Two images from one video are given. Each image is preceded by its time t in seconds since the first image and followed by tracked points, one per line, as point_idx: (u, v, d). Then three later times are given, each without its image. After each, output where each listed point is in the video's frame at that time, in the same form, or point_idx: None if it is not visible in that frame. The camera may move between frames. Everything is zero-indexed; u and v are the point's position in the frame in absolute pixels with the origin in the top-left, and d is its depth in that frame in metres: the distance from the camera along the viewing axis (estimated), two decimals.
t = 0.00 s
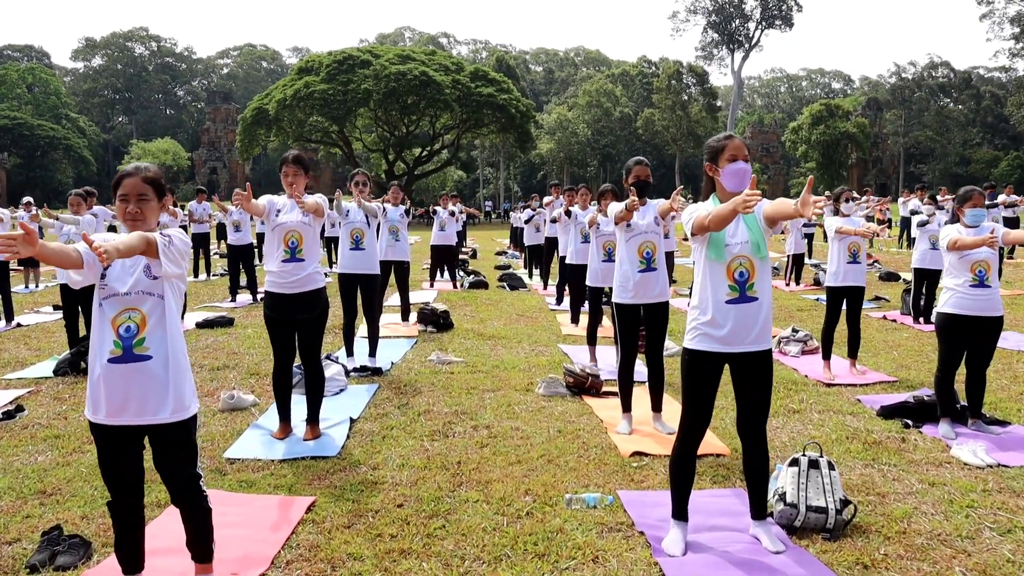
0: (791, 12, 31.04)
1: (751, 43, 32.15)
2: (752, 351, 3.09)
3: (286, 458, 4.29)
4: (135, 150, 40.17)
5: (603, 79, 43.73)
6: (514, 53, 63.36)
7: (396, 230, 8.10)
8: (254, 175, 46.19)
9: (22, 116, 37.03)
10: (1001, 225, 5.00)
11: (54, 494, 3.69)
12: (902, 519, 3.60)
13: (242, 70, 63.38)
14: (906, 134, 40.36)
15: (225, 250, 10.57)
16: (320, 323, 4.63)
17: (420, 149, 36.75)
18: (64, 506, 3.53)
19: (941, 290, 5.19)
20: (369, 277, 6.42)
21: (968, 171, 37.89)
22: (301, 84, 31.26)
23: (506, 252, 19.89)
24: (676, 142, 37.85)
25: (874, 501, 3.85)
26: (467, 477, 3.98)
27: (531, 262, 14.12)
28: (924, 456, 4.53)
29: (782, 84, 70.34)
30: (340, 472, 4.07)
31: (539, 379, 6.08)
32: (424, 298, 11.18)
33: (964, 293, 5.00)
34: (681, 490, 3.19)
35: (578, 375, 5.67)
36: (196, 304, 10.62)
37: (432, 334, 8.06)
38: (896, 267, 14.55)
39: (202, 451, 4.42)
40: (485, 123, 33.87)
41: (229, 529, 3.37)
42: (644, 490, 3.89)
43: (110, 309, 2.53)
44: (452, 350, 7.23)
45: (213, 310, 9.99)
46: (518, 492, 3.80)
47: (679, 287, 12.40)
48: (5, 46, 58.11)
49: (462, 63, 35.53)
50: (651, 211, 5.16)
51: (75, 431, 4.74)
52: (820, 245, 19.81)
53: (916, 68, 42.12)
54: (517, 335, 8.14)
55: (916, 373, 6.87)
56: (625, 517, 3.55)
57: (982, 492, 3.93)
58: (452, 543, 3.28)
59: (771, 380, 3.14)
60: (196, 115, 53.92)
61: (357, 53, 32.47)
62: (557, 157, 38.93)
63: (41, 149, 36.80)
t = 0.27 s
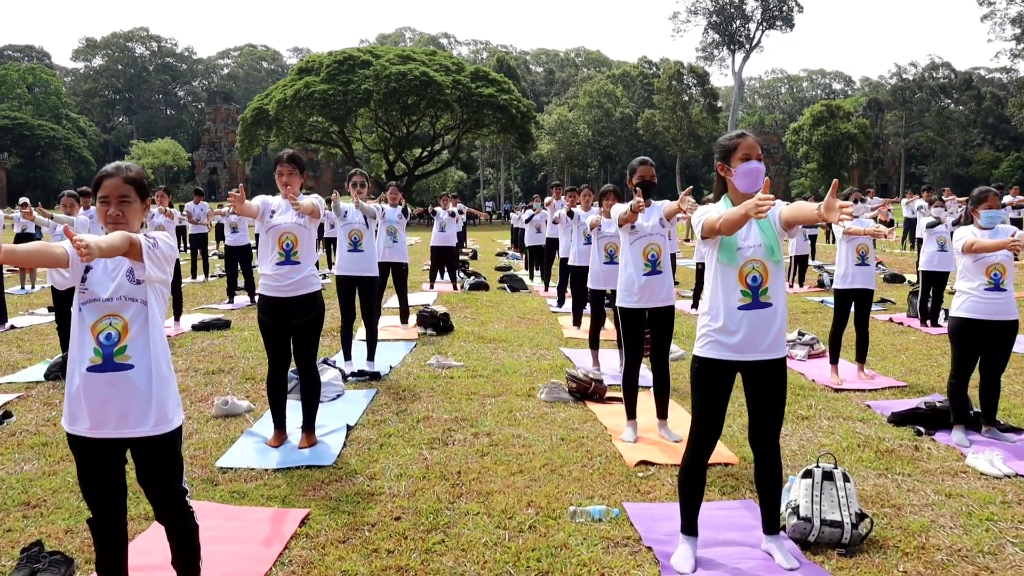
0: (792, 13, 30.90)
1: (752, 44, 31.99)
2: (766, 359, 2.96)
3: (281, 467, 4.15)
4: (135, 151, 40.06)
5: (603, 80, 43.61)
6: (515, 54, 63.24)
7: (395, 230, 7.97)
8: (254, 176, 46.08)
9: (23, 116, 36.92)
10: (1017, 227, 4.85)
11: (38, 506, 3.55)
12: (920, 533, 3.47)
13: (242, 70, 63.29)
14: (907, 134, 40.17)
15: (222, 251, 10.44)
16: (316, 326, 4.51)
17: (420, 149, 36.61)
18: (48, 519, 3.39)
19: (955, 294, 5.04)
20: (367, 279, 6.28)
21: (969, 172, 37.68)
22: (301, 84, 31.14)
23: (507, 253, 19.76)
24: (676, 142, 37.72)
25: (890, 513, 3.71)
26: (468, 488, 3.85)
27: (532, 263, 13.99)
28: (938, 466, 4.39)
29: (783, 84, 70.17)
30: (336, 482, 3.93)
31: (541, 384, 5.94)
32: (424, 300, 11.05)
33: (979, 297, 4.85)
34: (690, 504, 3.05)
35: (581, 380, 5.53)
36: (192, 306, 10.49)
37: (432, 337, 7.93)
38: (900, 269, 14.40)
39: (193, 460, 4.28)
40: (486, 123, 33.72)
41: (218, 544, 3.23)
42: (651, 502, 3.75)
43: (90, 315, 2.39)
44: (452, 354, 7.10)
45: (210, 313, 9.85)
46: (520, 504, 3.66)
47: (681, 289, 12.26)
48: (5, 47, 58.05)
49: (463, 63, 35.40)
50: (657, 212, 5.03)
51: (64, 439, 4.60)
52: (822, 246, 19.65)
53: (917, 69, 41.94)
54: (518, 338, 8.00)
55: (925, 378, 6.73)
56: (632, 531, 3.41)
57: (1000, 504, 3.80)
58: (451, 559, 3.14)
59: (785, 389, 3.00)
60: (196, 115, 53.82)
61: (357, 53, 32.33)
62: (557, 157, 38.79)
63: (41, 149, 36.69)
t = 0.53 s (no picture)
0: (793, 14, 30.77)
1: (753, 44, 31.85)
2: (782, 370, 2.83)
3: (275, 479, 4.01)
4: (134, 151, 39.95)
5: (604, 80, 43.50)
6: (515, 54, 63.11)
7: (394, 232, 7.85)
8: (254, 176, 45.95)
9: (23, 116, 36.80)
10: None
11: (20, 521, 3.40)
12: (940, 550, 3.33)
13: (242, 70, 63.19)
14: (908, 135, 40.01)
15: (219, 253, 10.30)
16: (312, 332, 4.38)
17: (420, 150, 36.47)
18: (30, 535, 3.25)
19: (971, 299, 4.90)
20: (365, 283, 6.14)
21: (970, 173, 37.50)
22: (301, 84, 31.01)
23: (507, 254, 19.62)
24: (677, 143, 37.62)
25: (907, 528, 3.57)
26: (468, 501, 3.70)
27: (533, 265, 13.85)
28: (954, 477, 4.24)
29: (784, 85, 70.00)
30: (331, 495, 3.79)
31: (543, 390, 5.80)
32: (424, 302, 10.92)
33: (994, 303, 4.71)
34: (701, 521, 2.92)
35: (585, 387, 5.38)
36: (189, 308, 10.35)
37: (432, 341, 7.79)
38: (904, 270, 14.24)
39: (184, 471, 4.14)
40: (487, 124, 33.59)
41: (203, 562, 3.08)
42: (659, 516, 3.61)
43: (65, 326, 2.26)
44: (453, 358, 6.96)
45: (207, 315, 9.71)
46: (523, 518, 3.52)
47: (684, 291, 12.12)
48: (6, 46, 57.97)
49: (463, 63, 35.27)
50: (662, 215, 4.91)
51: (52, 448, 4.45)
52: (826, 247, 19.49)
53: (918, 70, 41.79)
54: (519, 342, 7.86)
55: (936, 384, 6.58)
56: (640, 547, 3.27)
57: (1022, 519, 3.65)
58: None
59: (800, 399, 2.87)
60: (197, 115, 53.72)
61: (358, 53, 32.20)
62: (558, 158, 38.66)
63: (41, 149, 36.58)
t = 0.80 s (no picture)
0: (794, 14, 30.61)
1: (753, 45, 31.68)
2: (806, 382, 2.70)
3: (270, 489, 3.86)
4: (134, 150, 39.81)
5: (605, 80, 43.36)
6: (516, 54, 62.95)
7: (393, 233, 7.72)
8: (254, 176, 45.81)
9: (23, 116, 36.65)
10: None
11: (1, 536, 3.25)
12: (966, 568, 3.18)
13: (243, 70, 63.06)
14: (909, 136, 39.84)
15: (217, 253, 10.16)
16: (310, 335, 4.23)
17: (421, 150, 36.32)
18: (11, 550, 3.10)
19: (987, 303, 4.72)
20: (364, 284, 5.99)
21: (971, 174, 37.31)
22: (301, 84, 30.87)
23: (508, 254, 19.46)
24: (678, 143, 37.51)
25: (929, 543, 3.41)
26: (471, 514, 3.56)
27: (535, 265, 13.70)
28: (974, 488, 4.09)
29: (784, 86, 69.85)
30: (328, 506, 3.64)
31: (547, 395, 5.65)
32: (425, 303, 10.77)
33: (1014, 306, 4.53)
34: (717, 536, 2.80)
35: (590, 392, 5.23)
36: (186, 309, 10.20)
37: (432, 343, 7.64)
38: (910, 271, 14.08)
39: (176, 480, 3.99)
40: (487, 123, 33.44)
41: None
42: (670, 530, 3.46)
43: (42, 335, 2.12)
44: (455, 361, 6.81)
45: (205, 316, 9.58)
46: (528, 532, 3.37)
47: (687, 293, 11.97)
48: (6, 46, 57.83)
49: (464, 63, 35.11)
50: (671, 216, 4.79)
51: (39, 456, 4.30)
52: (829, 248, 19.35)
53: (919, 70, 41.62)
54: (522, 345, 7.71)
55: (948, 389, 6.43)
56: (651, 564, 3.12)
57: None
58: None
59: (825, 410, 2.73)
60: (197, 115, 53.59)
61: (358, 53, 32.02)
62: (558, 158, 38.51)
63: (41, 148, 36.45)
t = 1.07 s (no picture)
0: (794, 14, 30.43)
1: (754, 45, 31.53)
2: (839, 394, 2.55)
3: (267, 501, 3.69)
4: (134, 151, 39.68)
5: (605, 81, 43.24)
6: (517, 55, 62.83)
7: (393, 233, 7.57)
8: (254, 176, 45.66)
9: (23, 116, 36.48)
10: None
11: None
12: None
13: (243, 70, 62.89)
14: (909, 136, 39.70)
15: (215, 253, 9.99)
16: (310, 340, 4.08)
17: (421, 150, 36.17)
18: None
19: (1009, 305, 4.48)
20: (365, 287, 5.83)
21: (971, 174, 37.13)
22: (301, 84, 30.72)
23: (510, 255, 19.32)
24: (678, 143, 37.39)
25: (960, 560, 3.24)
26: (478, 528, 3.39)
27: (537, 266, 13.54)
28: (1001, 499, 3.92)
29: (784, 86, 69.65)
30: (328, 520, 3.48)
31: (554, 400, 5.49)
32: (426, 304, 10.61)
33: None
34: (739, 552, 2.66)
35: (598, 398, 5.07)
36: (184, 310, 10.04)
37: (434, 346, 7.49)
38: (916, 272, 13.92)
39: (170, 491, 3.82)
40: (488, 124, 33.30)
41: None
42: (687, 546, 3.29)
43: (19, 345, 1.96)
44: (458, 365, 6.65)
45: (203, 318, 9.42)
46: (538, 548, 3.22)
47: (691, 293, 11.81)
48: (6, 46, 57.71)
49: (464, 63, 34.95)
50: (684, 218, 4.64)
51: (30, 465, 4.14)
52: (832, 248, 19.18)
53: (919, 71, 41.46)
54: (526, 347, 7.54)
55: (965, 394, 6.26)
56: None
57: None
58: None
59: (857, 422, 2.58)
60: (197, 115, 53.49)
61: (358, 52, 31.87)
62: (559, 158, 38.34)
63: (41, 148, 36.32)
